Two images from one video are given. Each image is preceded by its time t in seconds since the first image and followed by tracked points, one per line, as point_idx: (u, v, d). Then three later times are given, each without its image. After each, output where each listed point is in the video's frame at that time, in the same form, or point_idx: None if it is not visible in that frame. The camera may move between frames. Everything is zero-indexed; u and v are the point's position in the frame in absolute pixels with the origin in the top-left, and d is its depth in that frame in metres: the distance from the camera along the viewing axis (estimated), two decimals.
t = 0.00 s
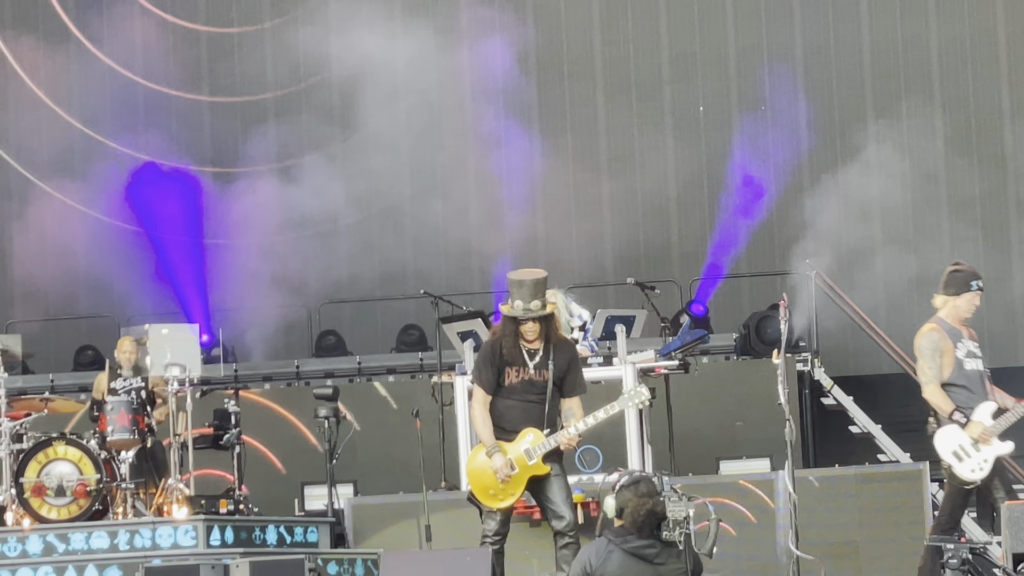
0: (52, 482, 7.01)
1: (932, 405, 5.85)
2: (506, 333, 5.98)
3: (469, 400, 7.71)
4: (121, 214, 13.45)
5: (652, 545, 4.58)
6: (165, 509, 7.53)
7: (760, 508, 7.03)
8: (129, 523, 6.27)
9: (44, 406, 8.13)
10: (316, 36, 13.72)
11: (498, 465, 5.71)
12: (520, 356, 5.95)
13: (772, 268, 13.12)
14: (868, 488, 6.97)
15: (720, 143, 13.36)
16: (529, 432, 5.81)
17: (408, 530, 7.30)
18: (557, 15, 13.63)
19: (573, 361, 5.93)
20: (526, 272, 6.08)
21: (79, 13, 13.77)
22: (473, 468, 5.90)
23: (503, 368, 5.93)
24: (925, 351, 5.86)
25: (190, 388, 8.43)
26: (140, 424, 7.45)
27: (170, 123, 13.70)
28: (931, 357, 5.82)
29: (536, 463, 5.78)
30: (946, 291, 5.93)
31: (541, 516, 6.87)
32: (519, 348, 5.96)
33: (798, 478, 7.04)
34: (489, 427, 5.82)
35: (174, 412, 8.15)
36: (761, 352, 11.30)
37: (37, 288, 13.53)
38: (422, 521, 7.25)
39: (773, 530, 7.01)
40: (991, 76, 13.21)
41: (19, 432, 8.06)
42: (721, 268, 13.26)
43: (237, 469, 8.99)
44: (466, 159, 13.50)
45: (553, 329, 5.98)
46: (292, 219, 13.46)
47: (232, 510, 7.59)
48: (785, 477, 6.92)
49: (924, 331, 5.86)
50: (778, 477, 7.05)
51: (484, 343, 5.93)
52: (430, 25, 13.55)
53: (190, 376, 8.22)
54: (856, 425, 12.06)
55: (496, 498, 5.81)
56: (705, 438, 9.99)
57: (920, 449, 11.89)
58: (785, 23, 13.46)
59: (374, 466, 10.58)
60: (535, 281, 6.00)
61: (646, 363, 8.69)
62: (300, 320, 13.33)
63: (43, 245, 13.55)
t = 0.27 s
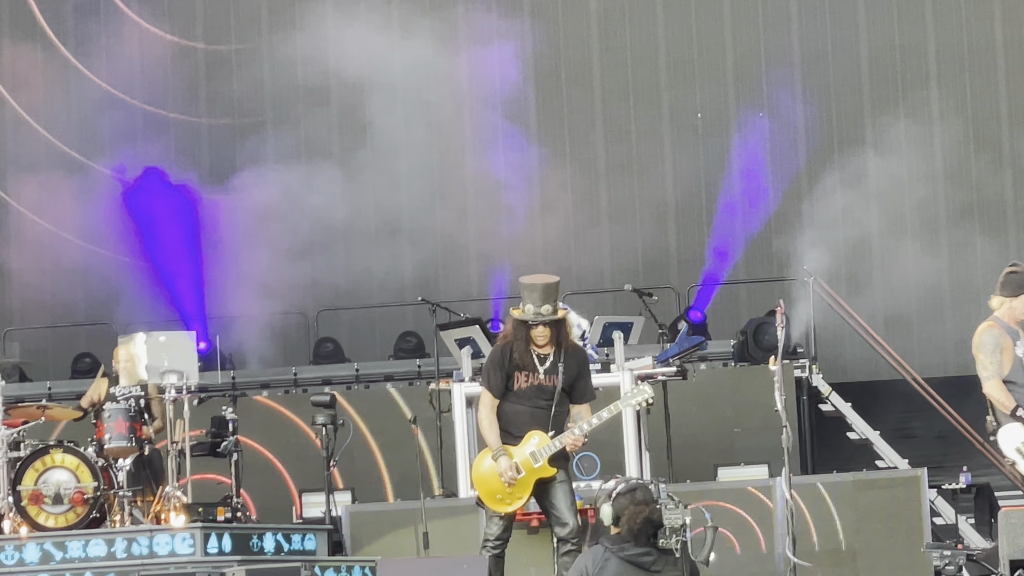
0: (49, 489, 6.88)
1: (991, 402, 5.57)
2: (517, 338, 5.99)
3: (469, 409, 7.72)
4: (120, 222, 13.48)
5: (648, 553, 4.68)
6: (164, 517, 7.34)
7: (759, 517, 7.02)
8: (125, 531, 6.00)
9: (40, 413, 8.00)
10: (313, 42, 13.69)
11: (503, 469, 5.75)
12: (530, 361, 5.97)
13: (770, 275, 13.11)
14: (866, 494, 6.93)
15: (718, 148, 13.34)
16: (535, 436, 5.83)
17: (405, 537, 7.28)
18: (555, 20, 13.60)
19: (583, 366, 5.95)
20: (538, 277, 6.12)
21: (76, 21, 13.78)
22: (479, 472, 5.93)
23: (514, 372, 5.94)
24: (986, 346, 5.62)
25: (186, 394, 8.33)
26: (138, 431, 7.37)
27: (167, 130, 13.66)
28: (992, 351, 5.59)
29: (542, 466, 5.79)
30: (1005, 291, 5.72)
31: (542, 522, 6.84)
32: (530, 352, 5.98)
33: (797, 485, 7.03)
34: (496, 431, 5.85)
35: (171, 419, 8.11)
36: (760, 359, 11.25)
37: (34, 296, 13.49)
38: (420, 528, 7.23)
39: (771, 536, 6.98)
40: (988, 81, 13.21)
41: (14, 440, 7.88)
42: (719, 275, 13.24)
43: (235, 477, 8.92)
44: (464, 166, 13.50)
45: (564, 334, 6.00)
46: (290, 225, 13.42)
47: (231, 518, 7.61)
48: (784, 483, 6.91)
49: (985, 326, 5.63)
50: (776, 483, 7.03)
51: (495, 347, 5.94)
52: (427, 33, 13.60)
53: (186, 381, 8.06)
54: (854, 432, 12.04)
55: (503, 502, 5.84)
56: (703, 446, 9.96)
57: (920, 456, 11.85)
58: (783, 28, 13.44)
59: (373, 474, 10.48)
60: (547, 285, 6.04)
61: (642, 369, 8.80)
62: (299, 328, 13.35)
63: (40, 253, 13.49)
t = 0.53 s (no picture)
0: (43, 499, 6.87)
1: None
2: (519, 345, 6.08)
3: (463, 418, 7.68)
4: (114, 232, 13.47)
5: (642, 563, 4.36)
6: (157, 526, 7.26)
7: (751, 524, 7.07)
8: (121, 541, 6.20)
9: (33, 423, 7.84)
10: (308, 51, 13.71)
11: (501, 476, 5.77)
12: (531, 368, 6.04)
13: (765, 284, 13.10)
14: (857, 502, 6.95)
15: (713, 157, 13.37)
16: (535, 443, 5.86)
17: (401, 544, 7.27)
18: (549, 30, 13.63)
19: (583, 373, 6.02)
20: (540, 285, 6.22)
21: (72, 30, 13.79)
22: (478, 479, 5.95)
23: (515, 379, 6.00)
24: None
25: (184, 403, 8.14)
26: (133, 440, 7.26)
27: (162, 139, 13.65)
28: None
29: (540, 474, 5.82)
30: None
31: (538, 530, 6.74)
32: (531, 359, 6.05)
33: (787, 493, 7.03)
34: (496, 438, 5.90)
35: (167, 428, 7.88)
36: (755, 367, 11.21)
37: (28, 304, 13.47)
38: (414, 536, 7.21)
39: (758, 544, 7.03)
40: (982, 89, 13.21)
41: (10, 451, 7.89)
42: (713, 283, 13.22)
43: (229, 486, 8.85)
44: (458, 175, 13.50)
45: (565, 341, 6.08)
46: (285, 233, 13.45)
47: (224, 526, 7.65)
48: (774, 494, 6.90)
49: None
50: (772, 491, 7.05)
51: (497, 354, 6.01)
52: (422, 42, 13.65)
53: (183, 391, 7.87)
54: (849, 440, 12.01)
55: (502, 510, 5.84)
56: (699, 455, 9.91)
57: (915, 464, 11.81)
58: (777, 37, 13.47)
59: (368, 483, 10.40)
60: (548, 292, 6.14)
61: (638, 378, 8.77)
62: (293, 336, 13.35)
63: (34, 261, 13.48)
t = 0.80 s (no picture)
0: (36, 506, 6.55)
1: None
2: (511, 352, 5.57)
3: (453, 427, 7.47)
4: (102, 237, 13.40)
5: (634, 571, 4.43)
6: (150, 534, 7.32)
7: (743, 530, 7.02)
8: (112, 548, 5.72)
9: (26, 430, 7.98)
10: (301, 58, 13.70)
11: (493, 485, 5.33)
12: (523, 378, 5.53)
13: (758, 290, 13.07)
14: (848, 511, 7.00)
15: (705, 163, 13.35)
16: (529, 454, 5.41)
17: (394, 552, 7.20)
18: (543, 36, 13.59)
19: (579, 382, 5.52)
20: (532, 291, 5.72)
21: (64, 35, 13.75)
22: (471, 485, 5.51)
23: (507, 389, 5.51)
24: None
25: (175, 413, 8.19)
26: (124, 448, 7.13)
27: (155, 146, 13.64)
28: None
29: (534, 486, 5.38)
30: None
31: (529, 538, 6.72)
32: (523, 369, 5.55)
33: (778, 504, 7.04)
34: (488, 447, 5.45)
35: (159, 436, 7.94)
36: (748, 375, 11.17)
37: (21, 312, 13.51)
38: (407, 543, 7.13)
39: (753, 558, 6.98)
40: (976, 96, 13.19)
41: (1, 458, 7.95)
42: (706, 289, 13.20)
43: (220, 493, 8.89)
44: (451, 181, 13.50)
45: (559, 350, 5.57)
46: (277, 240, 13.42)
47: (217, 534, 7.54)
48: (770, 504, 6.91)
49: None
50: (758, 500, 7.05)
51: (487, 362, 5.52)
52: (415, 49, 13.64)
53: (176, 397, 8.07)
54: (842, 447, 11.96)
55: (493, 517, 5.44)
56: (691, 463, 9.85)
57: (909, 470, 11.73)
58: (771, 43, 13.43)
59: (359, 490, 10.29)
60: (541, 300, 5.64)
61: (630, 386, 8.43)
62: (286, 343, 13.34)
63: (27, 269, 13.50)
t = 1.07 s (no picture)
0: (30, 512, 6.61)
1: None
2: (500, 360, 5.47)
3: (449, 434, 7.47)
4: (94, 236, 13.38)
5: None
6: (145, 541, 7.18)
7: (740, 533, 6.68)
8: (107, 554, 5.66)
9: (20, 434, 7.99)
10: (297, 62, 13.69)
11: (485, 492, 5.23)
12: (513, 385, 5.44)
13: (754, 295, 13.06)
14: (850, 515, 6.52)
15: (701, 168, 13.35)
16: (522, 461, 5.33)
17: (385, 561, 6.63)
18: (538, 42, 13.60)
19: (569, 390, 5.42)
20: (520, 297, 5.55)
21: (60, 41, 13.76)
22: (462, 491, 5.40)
23: (497, 397, 5.42)
24: None
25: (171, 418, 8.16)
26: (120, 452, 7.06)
27: (149, 149, 13.62)
28: None
29: (527, 492, 5.29)
30: None
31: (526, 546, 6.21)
32: (513, 376, 5.45)
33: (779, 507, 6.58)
34: (480, 454, 5.35)
35: (154, 441, 7.94)
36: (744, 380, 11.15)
37: (16, 317, 13.50)
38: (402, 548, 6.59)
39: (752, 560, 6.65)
40: (972, 103, 13.19)
41: None
42: (702, 294, 13.19)
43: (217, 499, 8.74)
44: (446, 187, 13.48)
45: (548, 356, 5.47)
46: (273, 245, 13.46)
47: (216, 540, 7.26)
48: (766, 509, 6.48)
49: None
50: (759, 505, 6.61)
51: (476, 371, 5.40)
52: (410, 55, 13.63)
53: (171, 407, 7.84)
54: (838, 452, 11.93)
55: (486, 525, 5.31)
56: (687, 467, 9.82)
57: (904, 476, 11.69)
58: (767, 48, 13.43)
59: (355, 496, 10.25)
60: (529, 307, 5.47)
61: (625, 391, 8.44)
62: (282, 348, 13.34)
63: (22, 274, 13.48)
